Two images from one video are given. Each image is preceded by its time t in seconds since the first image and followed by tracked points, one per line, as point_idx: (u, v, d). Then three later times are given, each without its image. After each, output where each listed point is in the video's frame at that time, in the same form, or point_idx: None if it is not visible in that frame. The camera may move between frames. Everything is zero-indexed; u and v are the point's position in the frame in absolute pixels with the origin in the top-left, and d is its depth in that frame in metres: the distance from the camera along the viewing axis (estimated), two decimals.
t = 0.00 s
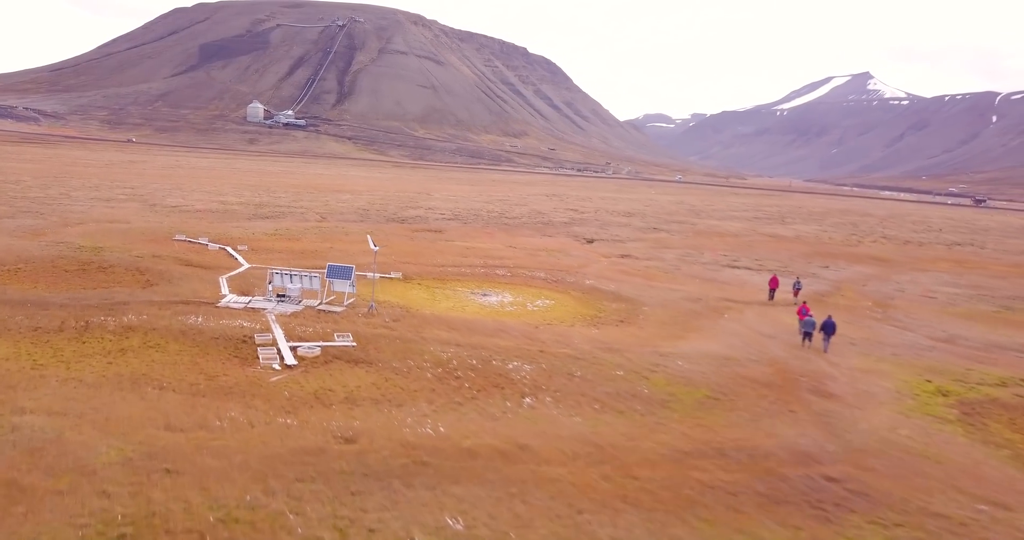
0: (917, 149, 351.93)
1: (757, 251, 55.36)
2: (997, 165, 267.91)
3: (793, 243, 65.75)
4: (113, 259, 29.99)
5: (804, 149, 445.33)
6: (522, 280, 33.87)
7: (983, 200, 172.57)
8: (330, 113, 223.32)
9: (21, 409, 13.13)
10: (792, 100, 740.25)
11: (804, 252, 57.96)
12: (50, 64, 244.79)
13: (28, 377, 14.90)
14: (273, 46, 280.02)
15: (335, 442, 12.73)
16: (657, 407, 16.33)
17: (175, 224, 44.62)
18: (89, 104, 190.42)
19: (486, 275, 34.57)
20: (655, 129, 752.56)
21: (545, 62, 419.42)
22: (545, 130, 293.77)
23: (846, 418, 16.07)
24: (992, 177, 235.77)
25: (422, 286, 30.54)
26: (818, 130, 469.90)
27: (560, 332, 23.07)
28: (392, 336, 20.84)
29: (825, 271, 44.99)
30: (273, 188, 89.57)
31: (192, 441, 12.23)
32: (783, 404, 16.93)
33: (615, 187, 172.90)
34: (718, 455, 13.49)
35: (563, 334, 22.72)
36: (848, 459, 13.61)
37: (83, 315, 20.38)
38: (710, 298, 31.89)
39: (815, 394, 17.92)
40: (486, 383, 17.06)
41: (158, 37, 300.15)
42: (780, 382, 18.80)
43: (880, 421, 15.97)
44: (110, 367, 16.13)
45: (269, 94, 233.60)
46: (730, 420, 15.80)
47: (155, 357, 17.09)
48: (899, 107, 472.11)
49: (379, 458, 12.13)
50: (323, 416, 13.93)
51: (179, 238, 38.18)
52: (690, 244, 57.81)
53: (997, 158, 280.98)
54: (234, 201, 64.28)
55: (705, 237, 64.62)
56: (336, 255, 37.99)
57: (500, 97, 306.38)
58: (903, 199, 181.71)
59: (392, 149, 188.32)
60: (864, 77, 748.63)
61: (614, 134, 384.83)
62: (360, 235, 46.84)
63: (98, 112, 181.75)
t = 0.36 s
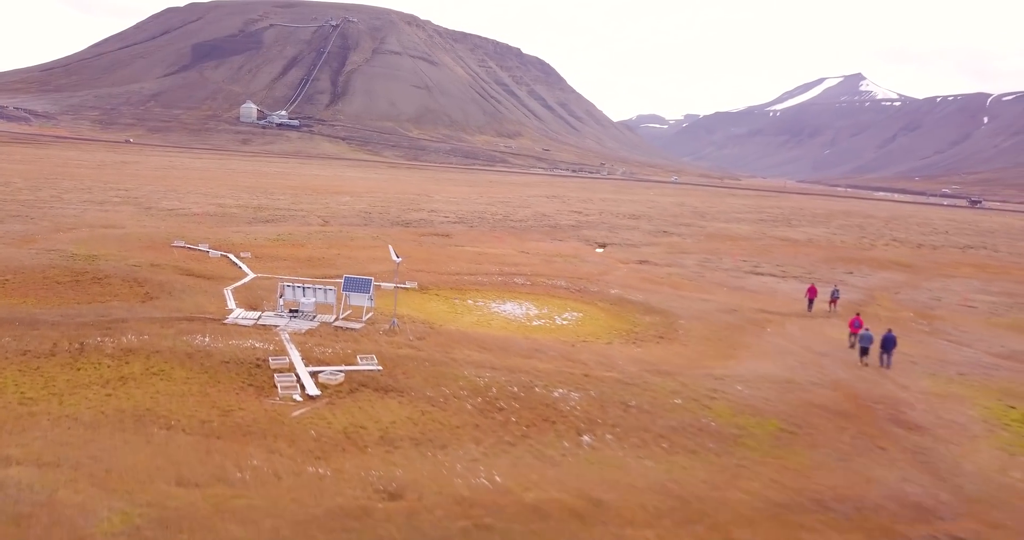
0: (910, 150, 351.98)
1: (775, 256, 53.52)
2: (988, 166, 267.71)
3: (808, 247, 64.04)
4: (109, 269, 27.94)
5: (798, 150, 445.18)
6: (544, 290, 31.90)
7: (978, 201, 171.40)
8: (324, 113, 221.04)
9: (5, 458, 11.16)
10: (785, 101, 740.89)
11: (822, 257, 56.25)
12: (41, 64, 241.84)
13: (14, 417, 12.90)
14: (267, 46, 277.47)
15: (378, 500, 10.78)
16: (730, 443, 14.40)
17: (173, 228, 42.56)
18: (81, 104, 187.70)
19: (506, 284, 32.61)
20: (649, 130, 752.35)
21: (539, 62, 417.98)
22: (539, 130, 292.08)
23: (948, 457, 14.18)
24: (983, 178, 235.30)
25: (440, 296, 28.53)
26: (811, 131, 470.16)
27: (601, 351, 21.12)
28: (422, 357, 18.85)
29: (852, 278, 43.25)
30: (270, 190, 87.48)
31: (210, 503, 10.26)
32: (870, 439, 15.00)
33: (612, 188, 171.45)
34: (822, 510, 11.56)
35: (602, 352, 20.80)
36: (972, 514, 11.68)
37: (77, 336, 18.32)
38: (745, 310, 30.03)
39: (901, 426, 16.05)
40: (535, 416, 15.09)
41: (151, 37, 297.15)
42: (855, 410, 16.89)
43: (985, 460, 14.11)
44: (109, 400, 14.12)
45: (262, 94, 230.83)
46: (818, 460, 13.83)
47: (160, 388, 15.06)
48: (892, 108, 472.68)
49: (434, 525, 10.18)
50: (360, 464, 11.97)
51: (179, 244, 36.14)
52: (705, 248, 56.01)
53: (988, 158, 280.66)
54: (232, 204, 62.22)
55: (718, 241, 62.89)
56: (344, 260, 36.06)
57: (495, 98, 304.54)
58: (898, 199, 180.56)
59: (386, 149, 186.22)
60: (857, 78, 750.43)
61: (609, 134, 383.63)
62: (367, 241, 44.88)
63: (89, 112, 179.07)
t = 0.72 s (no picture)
0: (902, 149, 351.77)
1: (794, 261, 51.81)
2: (981, 166, 267.22)
3: (822, 250, 62.35)
4: (105, 280, 26.02)
5: (791, 150, 444.92)
6: (569, 300, 30.10)
7: (975, 201, 170.40)
8: (318, 114, 218.72)
9: None
10: (779, 102, 741.09)
11: (840, 261, 54.57)
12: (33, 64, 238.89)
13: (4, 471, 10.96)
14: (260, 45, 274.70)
15: None
16: (826, 490, 12.57)
17: (171, 234, 40.58)
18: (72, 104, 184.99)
19: (528, 294, 30.76)
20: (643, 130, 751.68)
21: (532, 63, 416.17)
22: (533, 131, 290.37)
23: None
24: (975, 179, 234.54)
25: (462, 308, 26.72)
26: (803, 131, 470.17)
27: (647, 373, 19.31)
28: (457, 383, 16.97)
29: (881, 285, 41.58)
30: (267, 192, 85.54)
31: None
32: (979, 483, 13.22)
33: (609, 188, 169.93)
34: None
35: (652, 376, 18.96)
36: None
37: (72, 362, 16.35)
38: (784, 322, 28.23)
39: (1008, 465, 14.24)
40: (599, 459, 13.22)
41: (142, 36, 293.95)
42: (948, 445, 15.10)
43: None
44: (112, 444, 12.16)
45: (255, 94, 228.18)
46: (933, 513, 11.99)
47: (169, 427, 13.14)
48: (884, 108, 472.84)
49: None
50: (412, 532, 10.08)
51: (179, 251, 34.17)
52: (720, 252, 54.25)
53: (980, 158, 280.39)
54: (230, 207, 60.19)
55: (731, 245, 61.17)
56: (354, 267, 34.17)
57: (489, 98, 302.74)
58: (894, 200, 179.33)
59: (380, 150, 184.09)
60: (849, 79, 751.51)
61: (603, 135, 382.34)
62: (374, 246, 43.00)
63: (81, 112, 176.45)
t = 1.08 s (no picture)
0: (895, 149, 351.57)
1: (815, 266, 50.14)
2: (973, 167, 267.13)
3: (838, 254, 60.75)
4: (103, 293, 24.02)
5: (784, 150, 444.70)
6: (599, 311, 28.28)
7: (970, 202, 169.87)
8: (311, 114, 216.19)
9: None
10: (772, 102, 741.60)
11: (860, 266, 52.99)
12: (23, 63, 235.59)
13: None
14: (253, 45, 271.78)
15: None
16: None
17: (167, 239, 38.52)
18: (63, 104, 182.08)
19: (554, 305, 28.86)
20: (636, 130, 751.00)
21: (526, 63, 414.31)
22: (527, 131, 288.66)
23: None
24: (967, 179, 234.34)
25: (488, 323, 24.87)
26: (796, 132, 470.12)
27: (707, 400, 17.48)
28: (505, 415, 15.10)
29: (913, 291, 39.93)
30: (264, 193, 83.49)
31: None
32: None
33: (606, 189, 168.41)
34: None
35: (714, 403, 17.11)
36: None
37: (69, 394, 14.42)
38: (831, 336, 26.48)
39: None
40: (687, 516, 11.42)
41: (133, 36, 290.68)
42: None
43: None
44: (117, 509, 10.20)
45: (248, 94, 225.23)
46: None
47: (184, 480, 11.23)
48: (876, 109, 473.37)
49: None
50: None
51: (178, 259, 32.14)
52: (737, 257, 52.54)
53: (972, 159, 280.48)
54: (228, 210, 58.21)
55: (745, 248, 59.52)
56: (366, 276, 32.30)
57: (483, 98, 300.82)
58: (889, 200, 178.47)
59: (374, 150, 181.81)
60: (841, 80, 752.71)
61: (597, 135, 380.87)
62: (383, 252, 41.15)
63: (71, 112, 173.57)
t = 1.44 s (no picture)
0: (888, 150, 351.27)
1: (838, 272, 48.47)
2: (965, 167, 266.48)
3: (856, 259, 59.19)
4: (101, 309, 22.04)
5: (778, 150, 444.41)
6: (633, 325, 26.48)
7: (967, 202, 168.66)
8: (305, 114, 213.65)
9: None
10: (765, 102, 741.48)
11: (882, 272, 51.42)
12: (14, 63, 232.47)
13: None
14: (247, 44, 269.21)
15: None
16: None
17: (167, 246, 36.64)
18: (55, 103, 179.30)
19: (584, 318, 27.04)
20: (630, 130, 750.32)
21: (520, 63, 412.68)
22: (521, 131, 286.94)
23: None
24: (960, 179, 233.39)
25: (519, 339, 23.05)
26: (790, 132, 469.76)
27: (781, 431, 15.68)
28: (566, 457, 13.25)
29: (950, 299, 38.26)
30: (263, 195, 81.53)
31: None
32: None
33: (603, 189, 166.72)
34: None
35: (791, 437, 15.30)
36: None
37: (66, 437, 12.49)
38: (885, 352, 24.75)
39: None
40: None
41: (125, 36, 287.78)
42: None
43: None
44: None
45: (242, 94, 222.66)
46: None
47: None
48: (869, 109, 473.60)
49: None
50: None
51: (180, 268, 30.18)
52: (756, 263, 50.87)
53: (965, 159, 279.92)
54: (228, 214, 56.35)
55: (762, 253, 57.85)
56: (379, 286, 30.47)
57: (477, 98, 298.87)
58: (886, 201, 177.15)
59: (368, 150, 179.53)
60: (834, 81, 753.70)
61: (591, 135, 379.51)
62: (394, 259, 39.31)
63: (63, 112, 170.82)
